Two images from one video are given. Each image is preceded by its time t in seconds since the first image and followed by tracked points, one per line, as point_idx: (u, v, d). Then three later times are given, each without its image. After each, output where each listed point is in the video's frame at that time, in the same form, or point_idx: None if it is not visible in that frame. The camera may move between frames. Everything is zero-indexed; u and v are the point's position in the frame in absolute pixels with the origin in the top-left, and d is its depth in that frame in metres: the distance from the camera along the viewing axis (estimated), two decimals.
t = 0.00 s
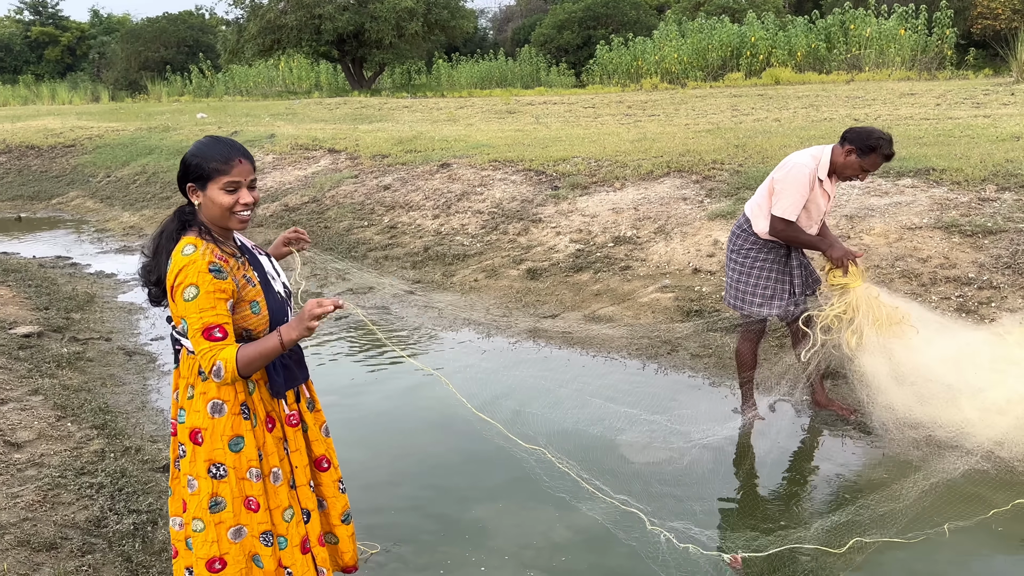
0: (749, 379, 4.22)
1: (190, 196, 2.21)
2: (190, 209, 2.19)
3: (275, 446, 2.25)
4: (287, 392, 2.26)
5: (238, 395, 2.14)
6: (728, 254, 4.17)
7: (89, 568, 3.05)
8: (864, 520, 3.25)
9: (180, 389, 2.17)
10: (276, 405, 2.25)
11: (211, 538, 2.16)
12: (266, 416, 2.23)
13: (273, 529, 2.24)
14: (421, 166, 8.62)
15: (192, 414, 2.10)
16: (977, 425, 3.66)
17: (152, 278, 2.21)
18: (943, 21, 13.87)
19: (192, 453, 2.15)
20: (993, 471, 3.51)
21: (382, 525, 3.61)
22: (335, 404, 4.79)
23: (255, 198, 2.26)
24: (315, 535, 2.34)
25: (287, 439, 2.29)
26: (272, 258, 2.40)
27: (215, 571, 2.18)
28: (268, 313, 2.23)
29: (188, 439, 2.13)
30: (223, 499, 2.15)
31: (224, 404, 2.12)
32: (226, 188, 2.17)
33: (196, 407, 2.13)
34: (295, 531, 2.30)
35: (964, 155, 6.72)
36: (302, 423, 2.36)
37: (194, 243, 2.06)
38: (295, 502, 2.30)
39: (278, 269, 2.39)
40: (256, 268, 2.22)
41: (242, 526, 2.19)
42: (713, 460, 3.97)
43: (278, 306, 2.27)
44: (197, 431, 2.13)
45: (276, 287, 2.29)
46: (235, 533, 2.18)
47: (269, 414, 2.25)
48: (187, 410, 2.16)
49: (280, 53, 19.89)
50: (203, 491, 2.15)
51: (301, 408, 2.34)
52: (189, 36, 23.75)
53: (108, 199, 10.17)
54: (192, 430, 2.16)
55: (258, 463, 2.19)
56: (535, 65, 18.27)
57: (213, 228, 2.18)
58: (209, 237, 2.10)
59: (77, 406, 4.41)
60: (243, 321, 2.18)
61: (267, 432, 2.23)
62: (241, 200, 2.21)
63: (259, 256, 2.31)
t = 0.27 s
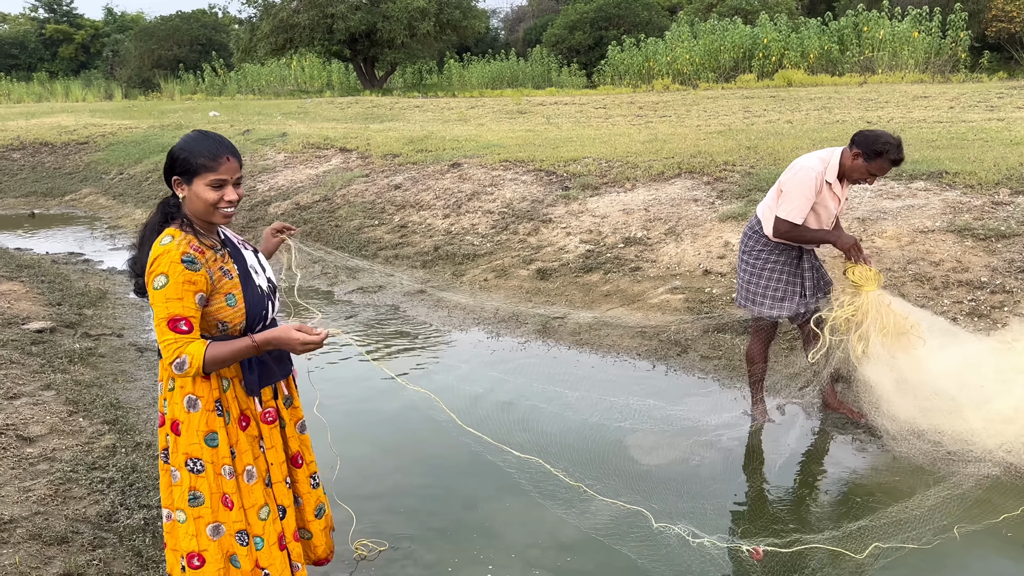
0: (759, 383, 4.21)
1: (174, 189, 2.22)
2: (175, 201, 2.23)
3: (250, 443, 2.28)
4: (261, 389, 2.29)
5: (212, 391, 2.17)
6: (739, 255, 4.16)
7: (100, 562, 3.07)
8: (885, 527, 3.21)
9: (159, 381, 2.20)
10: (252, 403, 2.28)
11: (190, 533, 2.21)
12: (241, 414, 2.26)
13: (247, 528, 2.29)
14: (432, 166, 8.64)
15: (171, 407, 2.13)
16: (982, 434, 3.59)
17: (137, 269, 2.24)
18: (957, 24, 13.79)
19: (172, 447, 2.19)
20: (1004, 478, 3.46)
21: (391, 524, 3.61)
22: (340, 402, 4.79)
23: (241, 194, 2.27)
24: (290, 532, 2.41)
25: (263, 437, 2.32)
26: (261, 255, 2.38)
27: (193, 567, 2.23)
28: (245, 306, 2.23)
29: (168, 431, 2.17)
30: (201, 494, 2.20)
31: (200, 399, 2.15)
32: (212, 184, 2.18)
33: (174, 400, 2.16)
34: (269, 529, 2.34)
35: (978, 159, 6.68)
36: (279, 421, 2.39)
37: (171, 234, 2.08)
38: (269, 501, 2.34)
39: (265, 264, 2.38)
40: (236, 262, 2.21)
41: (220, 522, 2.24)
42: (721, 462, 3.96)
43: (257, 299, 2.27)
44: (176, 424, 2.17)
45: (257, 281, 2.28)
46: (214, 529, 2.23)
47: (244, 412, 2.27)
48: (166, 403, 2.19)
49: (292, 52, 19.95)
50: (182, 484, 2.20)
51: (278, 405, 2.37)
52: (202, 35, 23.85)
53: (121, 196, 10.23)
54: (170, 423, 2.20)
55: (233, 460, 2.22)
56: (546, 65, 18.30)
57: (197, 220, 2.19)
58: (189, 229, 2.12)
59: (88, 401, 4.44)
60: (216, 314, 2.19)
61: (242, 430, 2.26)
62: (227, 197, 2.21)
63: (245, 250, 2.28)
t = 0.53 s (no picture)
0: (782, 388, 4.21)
1: (185, 184, 2.23)
2: (184, 197, 2.23)
3: (248, 436, 2.27)
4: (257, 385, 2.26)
5: (208, 384, 2.20)
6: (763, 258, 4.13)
7: (125, 555, 3.11)
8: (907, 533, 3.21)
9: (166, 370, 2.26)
10: (247, 396, 2.26)
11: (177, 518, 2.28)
12: (238, 406, 2.25)
13: (235, 518, 2.28)
14: (452, 167, 8.66)
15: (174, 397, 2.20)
16: (1009, 438, 3.57)
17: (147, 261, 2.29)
18: (983, 27, 13.64)
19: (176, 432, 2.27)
20: None
21: (411, 523, 3.64)
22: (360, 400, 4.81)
23: (252, 194, 2.26)
24: (285, 524, 2.39)
25: (263, 429, 2.30)
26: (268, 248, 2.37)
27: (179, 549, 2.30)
28: (235, 304, 2.21)
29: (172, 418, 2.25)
30: (190, 484, 2.25)
31: (197, 391, 2.19)
32: (223, 183, 2.18)
33: (178, 390, 2.23)
34: (261, 518, 2.33)
35: (1004, 164, 6.60)
36: (283, 414, 2.35)
37: (168, 232, 2.11)
38: (264, 492, 2.32)
39: (270, 259, 2.34)
40: (233, 259, 2.20)
41: (198, 516, 2.26)
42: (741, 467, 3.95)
43: (250, 297, 2.23)
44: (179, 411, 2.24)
45: (253, 278, 2.24)
46: (192, 522, 2.26)
47: (242, 405, 2.26)
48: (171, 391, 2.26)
49: (315, 52, 20.07)
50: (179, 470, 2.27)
51: (278, 399, 2.33)
52: (226, 35, 24.06)
53: (145, 194, 10.35)
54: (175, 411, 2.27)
55: (224, 452, 2.23)
56: (567, 66, 18.31)
57: (201, 217, 2.20)
58: (187, 227, 2.14)
59: (114, 396, 4.50)
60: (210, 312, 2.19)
61: (238, 422, 2.25)
62: (239, 195, 2.22)
63: (247, 244, 2.28)
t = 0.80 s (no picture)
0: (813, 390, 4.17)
1: (219, 183, 2.26)
2: (218, 197, 2.26)
3: (273, 421, 2.27)
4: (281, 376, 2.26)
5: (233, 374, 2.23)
6: (796, 262, 4.09)
7: (158, 546, 3.15)
8: (938, 539, 3.19)
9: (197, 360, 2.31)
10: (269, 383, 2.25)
11: (219, 502, 2.33)
12: (262, 393, 2.26)
13: (277, 499, 2.30)
14: (479, 167, 8.68)
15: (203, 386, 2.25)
16: None
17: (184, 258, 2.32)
18: (1019, 29, 13.40)
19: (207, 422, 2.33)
20: None
21: (438, 520, 3.64)
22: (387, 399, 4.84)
23: (281, 187, 2.27)
24: (322, 507, 2.33)
25: (286, 413, 2.28)
26: (307, 245, 2.36)
27: (228, 530, 2.35)
28: (268, 306, 2.22)
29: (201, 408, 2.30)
30: (226, 469, 2.29)
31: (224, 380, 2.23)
32: (252, 176, 2.20)
33: (208, 379, 2.28)
34: (301, 499, 2.32)
35: None
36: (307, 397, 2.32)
37: (205, 234, 2.14)
38: (297, 474, 2.30)
39: (305, 256, 2.33)
40: (267, 259, 2.21)
41: (245, 498, 2.31)
42: (771, 471, 3.91)
43: (282, 298, 2.24)
44: (207, 402, 2.29)
45: (286, 279, 2.25)
46: (239, 503, 2.31)
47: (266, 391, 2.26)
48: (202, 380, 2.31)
49: (343, 52, 20.21)
50: (211, 458, 2.32)
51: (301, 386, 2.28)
52: (255, 35, 24.30)
53: (176, 191, 10.48)
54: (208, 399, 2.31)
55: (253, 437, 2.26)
56: (593, 67, 18.30)
57: (236, 215, 2.22)
58: (224, 228, 2.15)
59: (146, 390, 4.56)
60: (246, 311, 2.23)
61: (261, 408, 2.25)
62: (268, 188, 2.23)
63: (283, 240, 2.27)
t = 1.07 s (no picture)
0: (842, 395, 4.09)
1: (263, 180, 2.27)
2: (264, 192, 2.28)
3: (301, 419, 2.29)
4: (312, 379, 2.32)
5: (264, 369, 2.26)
6: (827, 266, 4.04)
7: (188, 540, 3.18)
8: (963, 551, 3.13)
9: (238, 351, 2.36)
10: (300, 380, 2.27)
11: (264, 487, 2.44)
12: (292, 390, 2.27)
13: (309, 492, 2.38)
14: (505, 166, 8.68)
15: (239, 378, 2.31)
16: None
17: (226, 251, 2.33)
18: None
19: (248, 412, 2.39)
20: None
21: (463, 519, 3.64)
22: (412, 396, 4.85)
23: (322, 184, 2.27)
24: (349, 506, 2.38)
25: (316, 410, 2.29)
26: (346, 248, 2.36)
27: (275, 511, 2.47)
28: (310, 306, 2.25)
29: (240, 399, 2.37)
30: (265, 459, 2.37)
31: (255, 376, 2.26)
32: (292, 174, 2.21)
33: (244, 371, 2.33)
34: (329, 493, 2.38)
35: None
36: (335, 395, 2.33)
37: (254, 229, 2.16)
38: (326, 470, 2.35)
39: (346, 259, 2.36)
40: (312, 259, 2.24)
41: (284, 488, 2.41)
42: (799, 476, 3.86)
43: (324, 300, 2.27)
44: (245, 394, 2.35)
45: (329, 281, 2.28)
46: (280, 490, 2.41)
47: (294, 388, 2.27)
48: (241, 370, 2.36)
49: (371, 52, 20.33)
50: (254, 446, 2.40)
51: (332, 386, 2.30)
52: (284, 34, 24.51)
53: (205, 189, 10.61)
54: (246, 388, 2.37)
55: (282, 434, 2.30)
56: (620, 68, 18.24)
57: (282, 213, 2.24)
58: (272, 223, 2.18)
59: (176, 385, 4.62)
60: (288, 310, 2.26)
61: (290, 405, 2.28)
62: (308, 186, 2.22)
63: (325, 241, 2.30)
